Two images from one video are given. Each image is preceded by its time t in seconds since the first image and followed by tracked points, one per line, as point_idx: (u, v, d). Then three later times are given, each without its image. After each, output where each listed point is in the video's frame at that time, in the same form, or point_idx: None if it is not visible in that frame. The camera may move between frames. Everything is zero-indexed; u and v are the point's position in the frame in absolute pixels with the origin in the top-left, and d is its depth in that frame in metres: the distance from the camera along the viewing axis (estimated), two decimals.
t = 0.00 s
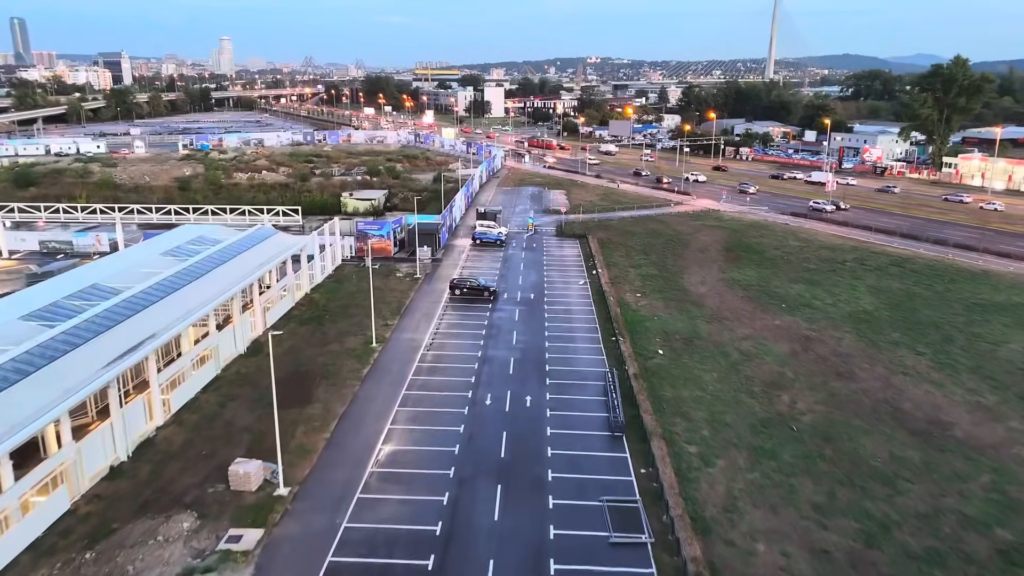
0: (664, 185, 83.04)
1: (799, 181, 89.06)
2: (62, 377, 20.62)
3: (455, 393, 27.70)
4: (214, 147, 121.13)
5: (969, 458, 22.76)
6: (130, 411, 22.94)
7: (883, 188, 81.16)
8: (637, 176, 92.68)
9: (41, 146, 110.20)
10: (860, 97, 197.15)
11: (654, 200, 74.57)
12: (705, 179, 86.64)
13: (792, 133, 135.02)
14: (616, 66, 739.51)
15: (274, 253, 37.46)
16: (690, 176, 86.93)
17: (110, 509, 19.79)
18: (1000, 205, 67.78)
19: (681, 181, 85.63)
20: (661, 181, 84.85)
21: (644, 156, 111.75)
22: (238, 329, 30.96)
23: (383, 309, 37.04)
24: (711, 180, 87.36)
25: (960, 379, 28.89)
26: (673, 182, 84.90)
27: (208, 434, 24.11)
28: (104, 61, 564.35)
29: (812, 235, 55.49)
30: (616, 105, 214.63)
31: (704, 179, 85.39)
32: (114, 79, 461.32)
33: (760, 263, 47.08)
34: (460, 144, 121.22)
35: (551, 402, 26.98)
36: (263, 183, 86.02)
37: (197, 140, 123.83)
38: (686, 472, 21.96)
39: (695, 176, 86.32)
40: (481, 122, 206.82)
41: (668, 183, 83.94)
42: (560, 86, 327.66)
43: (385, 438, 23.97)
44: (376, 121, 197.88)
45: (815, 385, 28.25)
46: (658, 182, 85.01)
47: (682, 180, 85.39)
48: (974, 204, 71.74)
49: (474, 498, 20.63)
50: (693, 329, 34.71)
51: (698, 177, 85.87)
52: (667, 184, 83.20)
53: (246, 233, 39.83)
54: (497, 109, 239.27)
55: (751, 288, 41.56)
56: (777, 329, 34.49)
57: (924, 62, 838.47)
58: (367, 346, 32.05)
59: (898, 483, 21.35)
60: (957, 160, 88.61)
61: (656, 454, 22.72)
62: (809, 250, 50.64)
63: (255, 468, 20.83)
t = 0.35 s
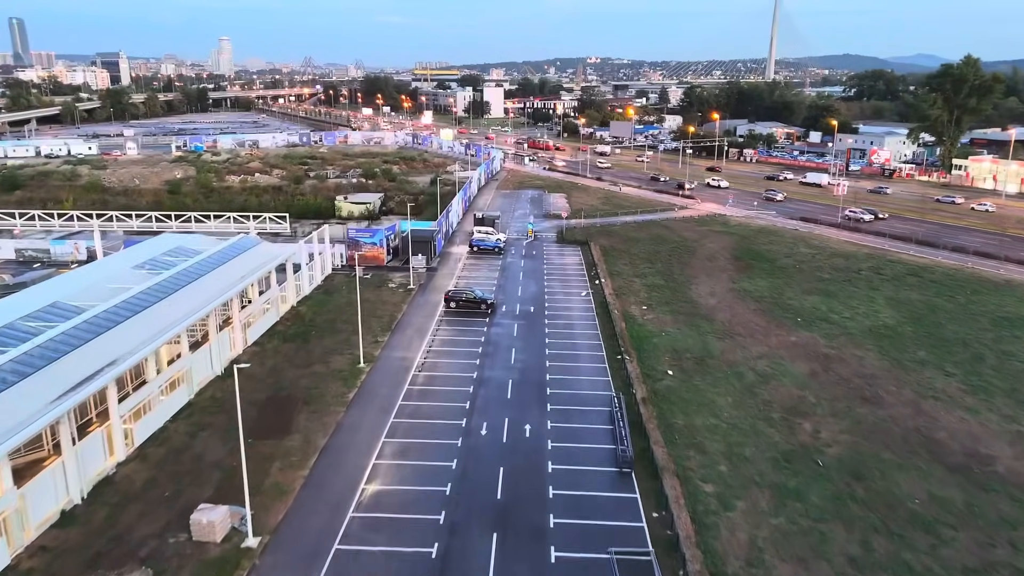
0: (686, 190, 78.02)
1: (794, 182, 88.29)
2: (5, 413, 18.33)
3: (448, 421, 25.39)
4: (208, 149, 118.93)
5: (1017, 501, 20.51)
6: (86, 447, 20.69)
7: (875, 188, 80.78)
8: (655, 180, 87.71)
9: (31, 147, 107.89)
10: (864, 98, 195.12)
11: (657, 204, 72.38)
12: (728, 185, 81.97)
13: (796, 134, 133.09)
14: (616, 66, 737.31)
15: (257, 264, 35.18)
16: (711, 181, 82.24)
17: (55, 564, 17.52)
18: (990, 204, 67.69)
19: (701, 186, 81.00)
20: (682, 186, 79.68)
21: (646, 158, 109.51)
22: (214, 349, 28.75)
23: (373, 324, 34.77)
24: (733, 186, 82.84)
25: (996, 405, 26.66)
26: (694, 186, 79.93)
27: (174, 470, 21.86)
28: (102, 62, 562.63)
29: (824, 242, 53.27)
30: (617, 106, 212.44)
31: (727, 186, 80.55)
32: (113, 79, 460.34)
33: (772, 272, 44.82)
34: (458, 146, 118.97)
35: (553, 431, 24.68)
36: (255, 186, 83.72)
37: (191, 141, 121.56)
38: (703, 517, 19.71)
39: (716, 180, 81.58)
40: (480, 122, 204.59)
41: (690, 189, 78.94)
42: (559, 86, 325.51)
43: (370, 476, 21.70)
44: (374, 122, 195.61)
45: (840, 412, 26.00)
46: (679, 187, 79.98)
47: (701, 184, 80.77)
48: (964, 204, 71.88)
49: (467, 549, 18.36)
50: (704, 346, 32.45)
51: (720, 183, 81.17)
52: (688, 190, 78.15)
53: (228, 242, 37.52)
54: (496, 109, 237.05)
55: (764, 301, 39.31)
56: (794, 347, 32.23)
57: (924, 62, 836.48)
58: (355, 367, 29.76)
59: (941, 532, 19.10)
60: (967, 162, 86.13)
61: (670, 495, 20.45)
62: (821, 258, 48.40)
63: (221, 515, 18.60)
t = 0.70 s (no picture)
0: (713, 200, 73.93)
1: (789, 185, 87.29)
2: None
3: (440, 459, 23.15)
4: (201, 151, 116.71)
5: None
6: (32, 497, 18.50)
7: (869, 193, 80.32)
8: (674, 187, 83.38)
9: (21, 150, 105.55)
10: (867, 99, 193.07)
11: (661, 209, 70.26)
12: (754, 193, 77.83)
13: (800, 135, 131.00)
14: (617, 66, 734.77)
15: (238, 279, 32.91)
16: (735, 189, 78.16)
17: None
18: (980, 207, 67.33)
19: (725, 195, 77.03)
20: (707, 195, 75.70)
21: (648, 160, 107.31)
22: (187, 376, 26.54)
23: (362, 344, 32.54)
24: (759, 194, 78.73)
25: None
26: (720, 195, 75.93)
27: (133, 520, 19.65)
28: (100, 62, 560.96)
29: (835, 251, 51.13)
30: (618, 107, 210.27)
31: (752, 193, 76.43)
32: (111, 79, 458.42)
33: (783, 285, 42.61)
34: (457, 149, 116.92)
35: (554, 470, 22.44)
36: (247, 191, 81.49)
37: (184, 143, 119.32)
38: None
39: (740, 189, 77.58)
40: (479, 124, 202.50)
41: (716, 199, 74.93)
42: (559, 87, 323.33)
43: (351, 527, 19.47)
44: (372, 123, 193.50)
45: (868, 448, 23.84)
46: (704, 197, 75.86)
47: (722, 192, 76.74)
48: (958, 207, 71.32)
49: None
50: (717, 369, 30.24)
51: (743, 192, 77.14)
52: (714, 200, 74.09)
53: (208, 255, 35.25)
54: (496, 110, 234.74)
55: (777, 316, 37.08)
56: (813, 371, 30.02)
57: (925, 62, 834.37)
58: (338, 395, 27.47)
59: None
60: (977, 165, 83.96)
61: (686, 552, 18.24)
62: (834, 269, 46.24)
63: None
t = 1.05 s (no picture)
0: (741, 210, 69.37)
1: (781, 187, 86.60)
2: None
3: (429, 503, 20.92)
4: (195, 154, 114.43)
5: None
6: None
7: (862, 194, 79.79)
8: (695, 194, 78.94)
9: (10, 153, 103.17)
10: (870, 100, 190.80)
11: (664, 215, 68.11)
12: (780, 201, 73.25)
13: (804, 137, 128.96)
14: (617, 66, 732.44)
15: (216, 296, 30.60)
16: (761, 197, 73.65)
17: None
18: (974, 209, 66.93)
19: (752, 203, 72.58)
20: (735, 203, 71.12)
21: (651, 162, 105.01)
22: (154, 407, 24.28)
23: (349, 367, 30.31)
24: (787, 203, 74.31)
25: None
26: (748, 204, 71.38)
27: None
28: (98, 61, 560.19)
29: (849, 261, 48.94)
30: (619, 108, 207.88)
31: (780, 202, 72.00)
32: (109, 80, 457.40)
33: (797, 298, 40.38)
34: (456, 151, 114.91)
35: (555, 517, 20.25)
36: (239, 195, 79.30)
37: (178, 145, 117.08)
38: None
39: (767, 197, 73.01)
40: (478, 124, 200.31)
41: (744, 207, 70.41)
42: (560, 87, 320.79)
43: None
44: (371, 124, 191.14)
45: (901, 489, 21.71)
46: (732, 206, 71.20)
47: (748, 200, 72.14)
48: (950, 209, 71.16)
49: None
50: (731, 395, 28.03)
51: (771, 200, 72.59)
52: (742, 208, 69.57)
53: (186, 269, 32.93)
54: (496, 110, 232.72)
55: (793, 333, 34.89)
56: (834, 397, 27.79)
57: (927, 62, 832.03)
58: (320, 427, 25.22)
59: None
60: (989, 169, 82.08)
61: None
62: (849, 280, 44.07)
63: None
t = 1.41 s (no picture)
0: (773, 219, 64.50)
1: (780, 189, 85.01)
2: None
3: (418, 555, 18.71)
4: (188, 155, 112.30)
5: None
6: None
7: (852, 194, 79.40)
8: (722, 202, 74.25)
9: None
10: (874, 100, 188.57)
11: (669, 220, 65.97)
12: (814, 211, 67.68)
13: (808, 138, 126.94)
14: (617, 66, 730.51)
15: (192, 312, 28.18)
16: (793, 205, 68.70)
17: None
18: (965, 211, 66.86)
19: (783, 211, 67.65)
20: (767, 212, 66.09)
21: (653, 164, 102.88)
22: (114, 443, 21.98)
23: (335, 391, 28.10)
24: (821, 212, 69.68)
25: None
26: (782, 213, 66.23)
27: None
28: (96, 62, 558.87)
29: (864, 270, 46.76)
30: (620, 109, 205.77)
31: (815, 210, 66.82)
32: (107, 80, 455.72)
33: (812, 312, 38.14)
34: (454, 153, 112.84)
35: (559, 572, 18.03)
36: (231, 199, 77.14)
37: (171, 147, 115.01)
38: None
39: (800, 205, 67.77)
40: (477, 125, 198.24)
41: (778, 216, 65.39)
42: (560, 88, 318.78)
43: None
44: (369, 125, 189.19)
45: (943, 537, 19.50)
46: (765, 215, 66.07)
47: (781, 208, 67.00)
48: (940, 211, 70.06)
49: None
50: (748, 423, 25.84)
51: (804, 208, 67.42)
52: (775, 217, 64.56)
53: (162, 282, 30.53)
54: (495, 111, 230.78)
55: (810, 351, 32.64)
56: (861, 426, 25.61)
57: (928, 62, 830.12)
58: (299, 462, 22.98)
59: None
60: (1001, 172, 80.15)
61: None
62: (866, 291, 41.90)
63: None
